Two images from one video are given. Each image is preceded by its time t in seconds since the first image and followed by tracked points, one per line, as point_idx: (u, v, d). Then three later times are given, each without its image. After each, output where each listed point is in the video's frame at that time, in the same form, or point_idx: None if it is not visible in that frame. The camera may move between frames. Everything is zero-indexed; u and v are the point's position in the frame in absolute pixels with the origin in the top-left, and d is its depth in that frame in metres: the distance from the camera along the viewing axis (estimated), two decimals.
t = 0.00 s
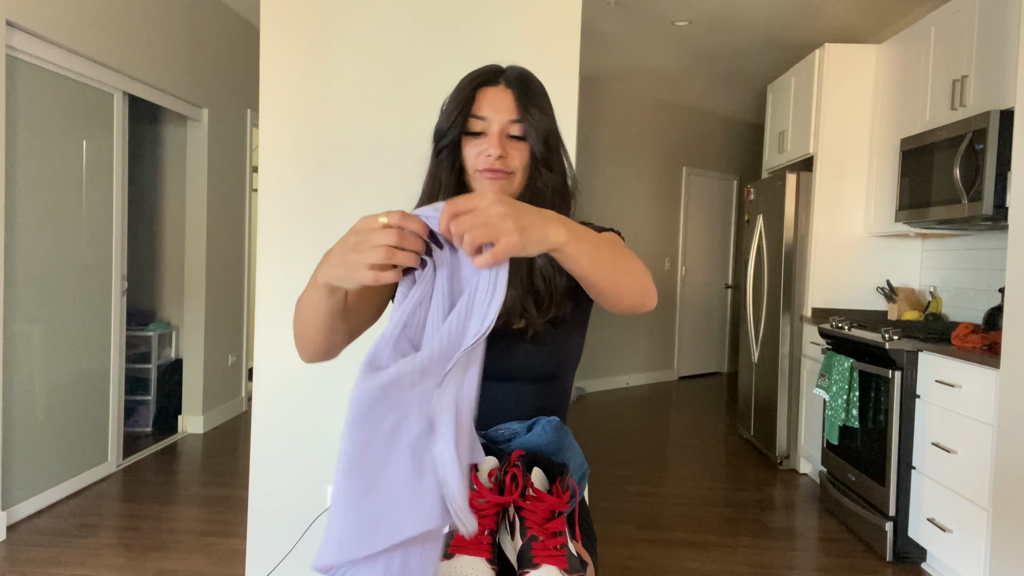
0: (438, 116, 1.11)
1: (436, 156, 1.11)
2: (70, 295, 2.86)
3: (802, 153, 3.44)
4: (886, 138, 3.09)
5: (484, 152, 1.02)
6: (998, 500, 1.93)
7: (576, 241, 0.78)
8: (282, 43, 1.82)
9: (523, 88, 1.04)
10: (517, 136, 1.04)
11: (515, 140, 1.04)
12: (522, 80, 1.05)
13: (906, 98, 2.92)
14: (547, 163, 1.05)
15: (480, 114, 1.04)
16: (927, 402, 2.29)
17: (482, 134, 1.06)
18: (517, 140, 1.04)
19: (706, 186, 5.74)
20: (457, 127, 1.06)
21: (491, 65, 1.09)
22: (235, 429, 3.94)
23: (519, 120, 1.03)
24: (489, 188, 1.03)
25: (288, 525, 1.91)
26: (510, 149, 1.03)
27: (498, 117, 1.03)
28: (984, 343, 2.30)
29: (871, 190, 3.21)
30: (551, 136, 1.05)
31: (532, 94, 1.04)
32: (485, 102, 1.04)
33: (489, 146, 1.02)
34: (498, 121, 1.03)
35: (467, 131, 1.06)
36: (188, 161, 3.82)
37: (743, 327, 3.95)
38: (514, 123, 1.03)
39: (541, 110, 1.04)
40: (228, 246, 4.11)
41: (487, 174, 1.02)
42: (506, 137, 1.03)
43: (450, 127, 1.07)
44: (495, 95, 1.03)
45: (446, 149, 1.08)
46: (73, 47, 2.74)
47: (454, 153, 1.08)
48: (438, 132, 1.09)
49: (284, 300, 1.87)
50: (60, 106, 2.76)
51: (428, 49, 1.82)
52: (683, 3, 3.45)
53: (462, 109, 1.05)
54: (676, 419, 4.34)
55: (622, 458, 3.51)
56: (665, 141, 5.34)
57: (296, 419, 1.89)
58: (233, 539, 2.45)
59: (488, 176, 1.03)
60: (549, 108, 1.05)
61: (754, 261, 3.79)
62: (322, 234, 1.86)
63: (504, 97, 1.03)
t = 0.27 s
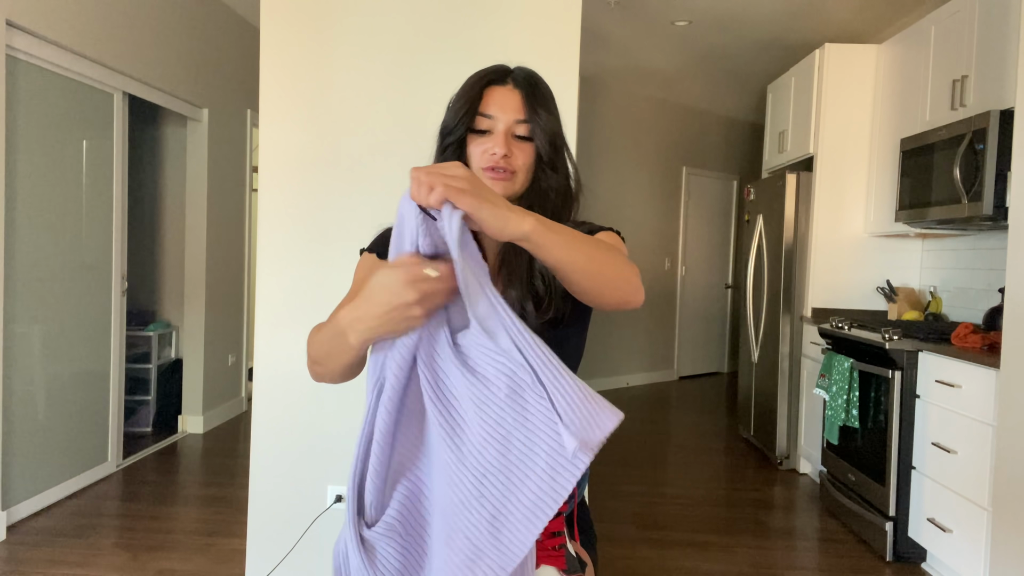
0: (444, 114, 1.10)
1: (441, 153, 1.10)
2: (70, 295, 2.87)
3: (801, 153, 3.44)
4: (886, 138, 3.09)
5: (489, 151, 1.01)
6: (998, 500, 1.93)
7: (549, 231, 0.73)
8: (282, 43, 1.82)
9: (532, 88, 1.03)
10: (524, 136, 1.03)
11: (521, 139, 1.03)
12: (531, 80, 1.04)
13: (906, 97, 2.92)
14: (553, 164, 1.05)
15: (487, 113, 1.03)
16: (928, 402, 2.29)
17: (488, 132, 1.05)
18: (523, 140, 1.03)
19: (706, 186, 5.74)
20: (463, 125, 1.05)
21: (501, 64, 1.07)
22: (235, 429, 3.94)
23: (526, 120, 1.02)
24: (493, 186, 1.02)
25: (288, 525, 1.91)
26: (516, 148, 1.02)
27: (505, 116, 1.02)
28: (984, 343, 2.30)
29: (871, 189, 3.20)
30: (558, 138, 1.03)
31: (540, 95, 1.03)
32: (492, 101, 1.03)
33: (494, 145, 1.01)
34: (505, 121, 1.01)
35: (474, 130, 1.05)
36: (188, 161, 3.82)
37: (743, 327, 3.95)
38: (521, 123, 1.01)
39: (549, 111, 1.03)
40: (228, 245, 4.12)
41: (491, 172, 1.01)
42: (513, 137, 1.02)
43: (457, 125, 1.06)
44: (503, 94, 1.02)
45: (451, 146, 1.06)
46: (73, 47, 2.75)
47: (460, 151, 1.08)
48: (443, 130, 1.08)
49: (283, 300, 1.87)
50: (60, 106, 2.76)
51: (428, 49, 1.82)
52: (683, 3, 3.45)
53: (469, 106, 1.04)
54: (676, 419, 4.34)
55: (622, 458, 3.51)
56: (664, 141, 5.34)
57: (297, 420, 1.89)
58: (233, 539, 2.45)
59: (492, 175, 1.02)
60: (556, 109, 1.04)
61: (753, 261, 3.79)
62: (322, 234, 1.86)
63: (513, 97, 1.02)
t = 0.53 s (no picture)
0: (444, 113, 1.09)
1: (440, 152, 1.09)
2: (70, 295, 2.87)
3: (801, 153, 3.44)
4: (886, 138, 3.09)
5: (490, 149, 1.00)
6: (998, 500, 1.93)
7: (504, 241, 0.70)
8: (282, 43, 1.83)
9: (533, 88, 1.04)
10: (525, 135, 1.03)
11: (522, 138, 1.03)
12: (532, 81, 1.04)
13: (906, 98, 2.92)
14: (553, 164, 1.05)
15: (488, 112, 1.03)
16: (927, 401, 2.29)
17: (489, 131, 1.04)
18: (524, 138, 1.03)
19: (706, 186, 5.74)
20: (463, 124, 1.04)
21: (501, 65, 1.08)
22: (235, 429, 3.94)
23: (527, 118, 1.02)
24: (493, 184, 1.01)
25: (288, 525, 1.91)
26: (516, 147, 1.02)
27: (506, 115, 1.02)
28: (984, 343, 2.30)
29: (871, 189, 3.20)
30: (559, 138, 1.03)
31: (541, 95, 1.04)
32: (494, 99, 1.03)
33: (495, 143, 1.00)
34: (506, 120, 1.01)
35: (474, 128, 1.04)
36: (188, 161, 3.82)
37: (743, 327, 3.95)
38: (523, 122, 1.01)
39: (550, 111, 1.03)
40: (228, 245, 4.12)
41: (491, 170, 1.00)
42: (513, 136, 1.01)
43: (457, 124, 1.05)
44: (504, 93, 1.02)
45: (451, 145, 1.06)
46: (73, 47, 2.74)
47: (459, 150, 1.07)
48: (444, 129, 1.07)
49: (283, 300, 1.87)
50: (60, 107, 2.77)
51: (428, 49, 1.82)
52: (683, 3, 3.45)
53: (470, 105, 1.03)
54: (676, 419, 4.34)
55: (622, 458, 3.51)
56: (665, 141, 5.34)
57: (297, 419, 1.89)
58: (234, 539, 2.45)
59: (491, 173, 1.01)
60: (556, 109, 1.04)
61: (753, 261, 3.78)
62: (322, 234, 1.86)
63: (514, 97, 1.02)
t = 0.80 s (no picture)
0: (444, 114, 1.11)
1: (442, 153, 1.10)
2: (70, 295, 2.87)
3: (801, 153, 3.44)
4: (886, 138, 3.09)
5: (491, 148, 1.02)
6: (998, 500, 1.93)
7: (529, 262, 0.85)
8: (283, 43, 1.82)
9: (530, 85, 1.06)
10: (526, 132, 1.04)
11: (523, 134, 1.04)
12: (531, 79, 1.07)
13: (906, 98, 2.92)
14: (555, 159, 1.06)
15: (487, 110, 1.04)
16: (928, 402, 2.29)
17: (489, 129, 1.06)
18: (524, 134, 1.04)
19: (706, 186, 5.74)
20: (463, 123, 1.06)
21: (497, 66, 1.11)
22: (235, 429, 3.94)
23: (527, 114, 1.04)
24: (496, 182, 1.03)
25: (289, 525, 1.91)
26: (517, 143, 1.03)
27: (505, 112, 1.04)
28: (983, 343, 2.30)
29: (870, 189, 3.21)
30: (559, 134, 1.05)
31: (539, 92, 1.06)
32: (492, 99, 1.05)
33: (496, 141, 1.02)
34: (508, 117, 1.04)
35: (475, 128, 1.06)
36: (188, 161, 3.82)
37: (743, 327, 3.95)
38: (523, 119, 1.03)
39: (549, 108, 1.05)
40: (228, 245, 4.11)
41: (492, 168, 1.02)
42: (515, 133, 1.03)
43: (457, 124, 1.07)
44: (505, 93, 1.05)
45: (452, 144, 1.07)
46: (73, 47, 2.74)
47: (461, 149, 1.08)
48: (444, 130, 1.09)
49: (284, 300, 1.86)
50: (60, 107, 2.76)
51: (428, 49, 1.82)
52: (683, 3, 3.45)
53: (471, 105, 1.06)
54: (676, 419, 4.34)
55: (622, 458, 3.51)
56: (665, 141, 5.34)
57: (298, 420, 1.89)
58: (234, 539, 2.45)
59: (493, 172, 1.03)
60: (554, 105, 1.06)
61: (754, 261, 3.79)
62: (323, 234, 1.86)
63: (513, 96, 1.05)
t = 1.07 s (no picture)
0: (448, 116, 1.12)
1: (446, 154, 1.10)
2: (70, 296, 2.87)
3: (801, 152, 3.44)
4: (886, 138, 3.09)
5: (496, 147, 1.03)
6: (998, 500, 1.93)
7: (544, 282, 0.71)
8: (283, 43, 1.82)
9: (534, 86, 1.07)
10: (530, 132, 1.06)
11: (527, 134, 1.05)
12: (533, 78, 1.08)
13: (906, 98, 2.92)
14: (560, 159, 1.07)
15: (492, 110, 1.05)
16: (927, 402, 2.29)
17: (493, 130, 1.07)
18: (529, 135, 1.05)
19: (706, 186, 5.74)
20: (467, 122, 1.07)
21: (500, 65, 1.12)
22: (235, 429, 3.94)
23: (531, 115, 1.05)
24: (501, 180, 1.02)
25: (289, 525, 1.91)
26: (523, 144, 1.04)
27: (510, 112, 1.05)
28: (983, 343, 2.30)
29: (870, 189, 3.21)
30: (564, 134, 1.08)
31: (544, 92, 1.07)
32: (497, 99, 1.06)
33: (502, 141, 1.02)
34: (512, 118, 1.05)
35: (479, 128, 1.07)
36: (188, 161, 3.82)
37: (743, 327, 3.95)
38: (528, 120, 1.05)
39: (553, 108, 1.06)
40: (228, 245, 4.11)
41: (498, 167, 1.02)
42: (520, 134, 1.05)
43: (462, 125, 1.07)
44: (508, 92, 1.06)
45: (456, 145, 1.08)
46: (73, 47, 2.74)
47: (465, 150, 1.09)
48: (449, 131, 1.09)
49: (283, 300, 1.86)
50: (60, 106, 2.76)
51: (428, 49, 1.82)
52: (683, 3, 3.45)
53: (475, 105, 1.06)
54: (676, 419, 4.34)
55: (622, 458, 3.51)
56: (664, 141, 5.35)
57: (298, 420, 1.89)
58: (234, 539, 2.45)
59: (499, 171, 1.02)
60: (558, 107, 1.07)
61: (754, 261, 3.79)
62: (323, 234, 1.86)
63: (516, 96, 1.06)
